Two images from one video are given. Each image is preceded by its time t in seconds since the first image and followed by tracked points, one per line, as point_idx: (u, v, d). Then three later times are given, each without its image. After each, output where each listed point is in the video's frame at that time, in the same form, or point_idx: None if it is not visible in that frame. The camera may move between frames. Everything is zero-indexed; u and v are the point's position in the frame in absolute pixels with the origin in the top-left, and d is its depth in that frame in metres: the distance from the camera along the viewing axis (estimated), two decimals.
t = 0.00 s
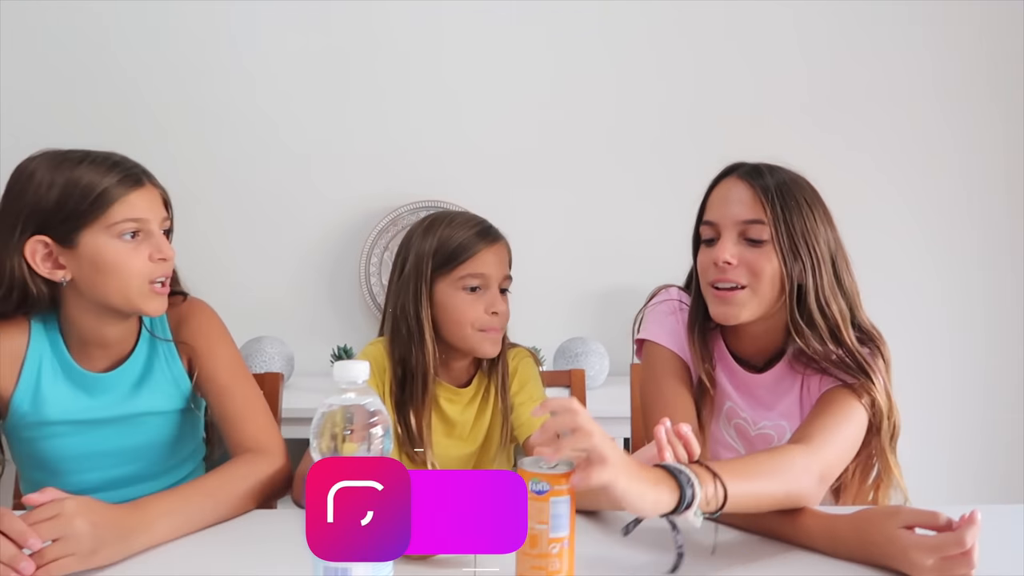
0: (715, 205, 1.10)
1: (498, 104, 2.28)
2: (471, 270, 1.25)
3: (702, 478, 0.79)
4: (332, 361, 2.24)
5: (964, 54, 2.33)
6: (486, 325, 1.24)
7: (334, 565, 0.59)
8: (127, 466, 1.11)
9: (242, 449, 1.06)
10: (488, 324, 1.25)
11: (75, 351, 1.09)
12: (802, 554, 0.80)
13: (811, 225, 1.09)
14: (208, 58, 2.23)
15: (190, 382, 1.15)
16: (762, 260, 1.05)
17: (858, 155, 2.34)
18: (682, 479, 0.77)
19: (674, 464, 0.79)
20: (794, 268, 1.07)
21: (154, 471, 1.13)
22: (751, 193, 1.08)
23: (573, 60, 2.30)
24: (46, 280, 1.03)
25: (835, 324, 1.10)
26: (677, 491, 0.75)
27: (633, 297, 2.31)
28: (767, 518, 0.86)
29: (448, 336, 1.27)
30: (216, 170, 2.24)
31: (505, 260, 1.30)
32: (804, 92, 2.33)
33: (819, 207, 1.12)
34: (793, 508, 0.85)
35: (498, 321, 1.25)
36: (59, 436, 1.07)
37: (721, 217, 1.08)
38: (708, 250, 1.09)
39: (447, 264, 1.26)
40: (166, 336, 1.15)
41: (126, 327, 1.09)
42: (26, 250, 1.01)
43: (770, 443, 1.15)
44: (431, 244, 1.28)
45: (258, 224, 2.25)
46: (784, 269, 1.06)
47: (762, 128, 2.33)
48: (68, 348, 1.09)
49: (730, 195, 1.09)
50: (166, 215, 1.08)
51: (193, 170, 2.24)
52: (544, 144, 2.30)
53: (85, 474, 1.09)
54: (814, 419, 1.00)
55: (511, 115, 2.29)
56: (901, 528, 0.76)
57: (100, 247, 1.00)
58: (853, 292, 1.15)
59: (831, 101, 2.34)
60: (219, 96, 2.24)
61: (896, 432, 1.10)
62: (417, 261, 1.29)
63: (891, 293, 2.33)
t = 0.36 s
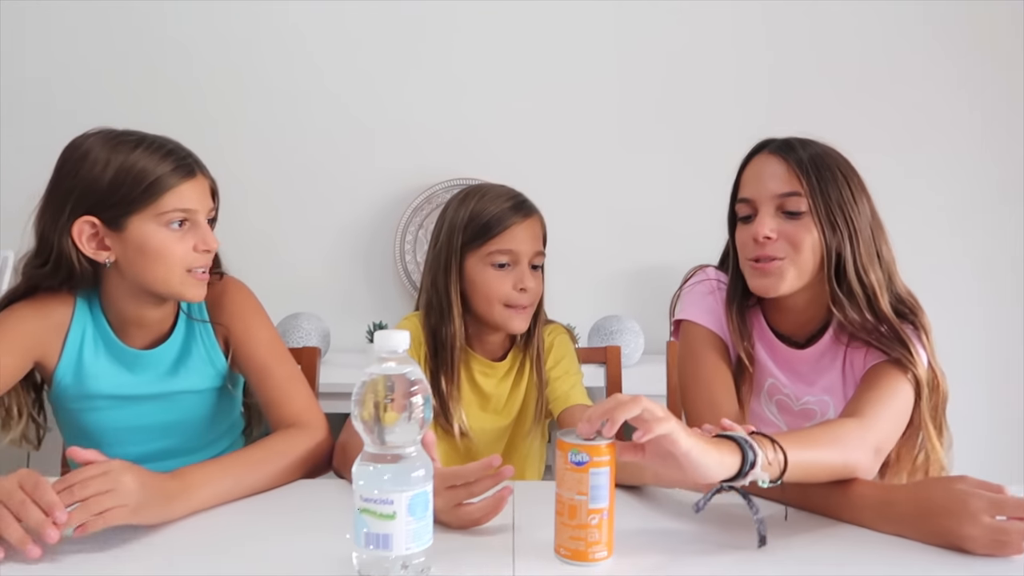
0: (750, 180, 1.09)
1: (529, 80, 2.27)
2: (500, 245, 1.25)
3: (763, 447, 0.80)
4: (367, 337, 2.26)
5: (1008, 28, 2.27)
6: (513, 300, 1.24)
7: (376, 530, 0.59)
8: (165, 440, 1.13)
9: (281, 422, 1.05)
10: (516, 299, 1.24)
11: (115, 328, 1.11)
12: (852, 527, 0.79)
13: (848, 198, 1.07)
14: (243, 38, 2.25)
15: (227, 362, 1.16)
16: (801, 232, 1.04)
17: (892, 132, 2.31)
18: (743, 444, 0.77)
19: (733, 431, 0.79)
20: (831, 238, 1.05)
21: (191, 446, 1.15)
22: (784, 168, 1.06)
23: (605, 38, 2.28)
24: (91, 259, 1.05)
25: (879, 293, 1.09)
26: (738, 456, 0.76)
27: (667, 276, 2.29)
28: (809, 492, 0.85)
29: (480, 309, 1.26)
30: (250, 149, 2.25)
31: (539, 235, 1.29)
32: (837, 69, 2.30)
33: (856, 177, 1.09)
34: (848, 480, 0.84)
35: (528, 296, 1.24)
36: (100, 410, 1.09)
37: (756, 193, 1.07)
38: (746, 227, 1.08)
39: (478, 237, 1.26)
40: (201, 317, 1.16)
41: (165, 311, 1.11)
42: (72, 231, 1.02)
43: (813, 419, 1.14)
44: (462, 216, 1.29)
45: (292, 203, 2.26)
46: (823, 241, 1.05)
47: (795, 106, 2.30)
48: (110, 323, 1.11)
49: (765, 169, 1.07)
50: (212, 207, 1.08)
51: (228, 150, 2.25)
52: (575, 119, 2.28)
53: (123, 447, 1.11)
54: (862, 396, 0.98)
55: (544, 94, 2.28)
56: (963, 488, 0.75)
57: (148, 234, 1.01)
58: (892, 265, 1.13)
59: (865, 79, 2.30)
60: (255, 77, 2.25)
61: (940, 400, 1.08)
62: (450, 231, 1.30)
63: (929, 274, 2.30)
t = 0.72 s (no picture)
0: (775, 165, 1.09)
1: (554, 65, 2.26)
2: (532, 225, 1.25)
3: (789, 430, 0.80)
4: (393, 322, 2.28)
5: None
6: (544, 281, 1.24)
7: (405, 511, 0.59)
8: (200, 424, 1.14)
9: (310, 406, 1.06)
10: (546, 279, 1.24)
11: (148, 314, 1.13)
12: (881, 513, 0.78)
13: (875, 182, 1.05)
14: (270, 24, 2.26)
15: (257, 348, 1.17)
16: (824, 218, 1.04)
17: (926, 111, 2.25)
18: (767, 427, 0.77)
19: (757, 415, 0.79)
20: (856, 225, 1.04)
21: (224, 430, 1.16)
22: (812, 152, 1.05)
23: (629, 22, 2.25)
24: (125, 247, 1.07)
25: (910, 280, 1.07)
26: (761, 440, 0.76)
27: (693, 261, 2.28)
28: (838, 478, 0.85)
29: (508, 291, 1.27)
30: (278, 134, 2.27)
31: (568, 218, 1.30)
32: (870, 49, 2.25)
33: (886, 161, 1.08)
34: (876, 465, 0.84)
35: (557, 276, 1.25)
36: (135, 395, 1.11)
37: (778, 177, 1.07)
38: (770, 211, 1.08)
39: (507, 218, 1.26)
40: (233, 304, 1.17)
41: (198, 300, 1.12)
42: (108, 219, 1.04)
43: (842, 405, 1.13)
44: (490, 201, 1.29)
45: (319, 187, 2.28)
46: (848, 228, 1.04)
47: (826, 86, 2.26)
48: (143, 310, 1.12)
49: (790, 154, 1.07)
50: (246, 197, 1.09)
51: (256, 134, 2.27)
52: (601, 102, 2.27)
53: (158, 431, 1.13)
54: (893, 382, 0.98)
55: (569, 75, 2.27)
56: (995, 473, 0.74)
57: (180, 223, 1.02)
58: (923, 250, 1.11)
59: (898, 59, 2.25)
60: (281, 62, 2.26)
61: (973, 387, 1.07)
62: (478, 217, 1.30)
63: (962, 258, 2.26)
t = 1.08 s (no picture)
0: (787, 159, 1.11)
1: (568, 61, 2.26)
2: (550, 220, 1.26)
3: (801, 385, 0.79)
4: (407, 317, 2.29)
5: None
6: (561, 276, 1.24)
7: (418, 506, 0.60)
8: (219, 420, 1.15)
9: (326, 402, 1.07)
10: (564, 273, 1.25)
11: (166, 312, 1.14)
12: (894, 511, 0.78)
13: (890, 177, 1.05)
14: (286, 21, 2.26)
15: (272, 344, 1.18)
16: (825, 209, 1.04)
17: (945, 105, 2.23)
18: (778, 372, 0.75)
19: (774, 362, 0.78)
20: (863, 219, 1.03)
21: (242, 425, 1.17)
22: (818, 151, 1.07)
23: (645, 16, 2.24)
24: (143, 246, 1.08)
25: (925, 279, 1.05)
26: (772, 382, 0.74)
27: (707, 256, 2.28)
28: (856, 475, 0.84)
29: (524, 286, 1.27)
30: (294, 131, 2.28)
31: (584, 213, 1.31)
32: (888, 42, 2.23)
33: (902, 157, 1.06)
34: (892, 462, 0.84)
35: (575, 271, 1.26)
36: (154, 392, 1.12)
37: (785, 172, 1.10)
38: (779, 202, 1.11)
39: (523, 214, 1.27)
40: (249, 301, 1.18)
41: (215, 296, 1.13)
42: (126, 219, 1.05)
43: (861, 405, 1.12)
44: (506, 199, 1.28)
45: (334, 183, 2.29)
46: (852, 221, 1.04)
47: (844, 80, 2.24)
48: (161, 308, 1.14)
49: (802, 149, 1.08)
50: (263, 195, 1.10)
51: (271, 131, 2.28)
52: (616, 97, 2.26)
53: (178, 427, 1.15)
54: (914, 385, 0.97)
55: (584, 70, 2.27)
56: (1010, 475, 0.73)
57: (199, 223, 1.02)
58: (945, 249, 1.10)
59: (917, 51, 2.23)
60: (297, 59, 2.27)
61: (998, 392, 1.06)
62: (496, 214, 1.29)
63: (979, 253, 2.24)
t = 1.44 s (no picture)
0: (811, 151, 1.08)
1: (576, 56, 2.26)
2: (557, 217, 1.25)
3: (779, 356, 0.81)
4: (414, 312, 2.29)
5: None
6: (567, 271, 1.24)
7: (426, 498, 0.60)
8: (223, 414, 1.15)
9: (332, 397, 1.07)
10: (568, 270, 1.24)
11: (173, 305, 1.15)
12: (900, 506, 0.78)
13: (913, 174, 1.03)
14: (294, 16, 2.26)
15: (279, 339, 1.18)
16: (857, 205, 1.02)
17: (955, 100, 2.22)
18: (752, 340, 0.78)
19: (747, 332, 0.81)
20: (889, 215, 1.02)
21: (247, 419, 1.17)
22: (849, 140, 1.04)
23: (654, 11, 2.24)
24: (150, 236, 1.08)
25: (939, 277, 1.05)
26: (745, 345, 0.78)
27: (714, 250, 2.27)
28: (860, 469, 0.83)
29: (530, 282, 1.27)
30: (302, 126, 2.28)
31: (591, 209, 1.30)
32: (898, 36, 2.22)
33: (925, 153, 1.06)
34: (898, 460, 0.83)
35: (579, 267, 1.26)
36: (161, 384, 1.12)
37: (811, 164, 1.07)
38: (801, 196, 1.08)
39: (530, 209, 1.26)
40: (255, 296, 1.19)
41: (222, 289, 1.13)
42: (132, 209, 1.05)
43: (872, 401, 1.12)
44: (513, 193, 1.28)
45: (343, 178, 2.29)
46: (880, 216, 1.03)
47: (854, 75, 2.23)
48: (169, 299, 1.14)
49: (826, 141, 1.06)
50: (269, 189, 1.10)
51: (279, 125, 2.28)
52: (625, 93, 2.26)
53: (184, 420, 1.15)
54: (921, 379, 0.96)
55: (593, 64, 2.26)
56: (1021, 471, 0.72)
57: (203, 214, 1.02)
58: (959, 247, 1.09)
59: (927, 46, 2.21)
60: (305, 54, 2.27)
61: (1009, 398, 1.06)
62: (501, 209, 1.29)
63: (990, 247, 2.23)
